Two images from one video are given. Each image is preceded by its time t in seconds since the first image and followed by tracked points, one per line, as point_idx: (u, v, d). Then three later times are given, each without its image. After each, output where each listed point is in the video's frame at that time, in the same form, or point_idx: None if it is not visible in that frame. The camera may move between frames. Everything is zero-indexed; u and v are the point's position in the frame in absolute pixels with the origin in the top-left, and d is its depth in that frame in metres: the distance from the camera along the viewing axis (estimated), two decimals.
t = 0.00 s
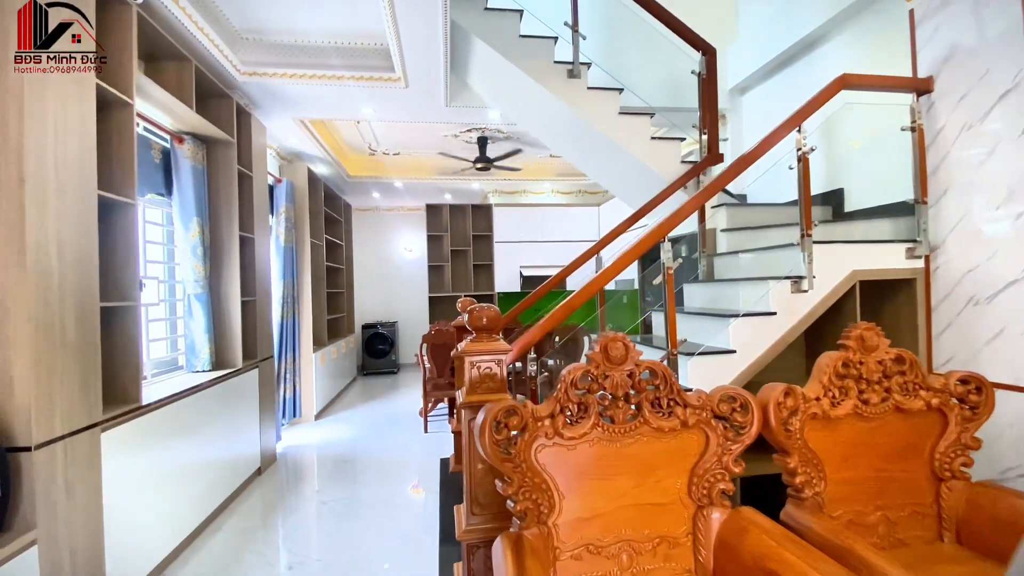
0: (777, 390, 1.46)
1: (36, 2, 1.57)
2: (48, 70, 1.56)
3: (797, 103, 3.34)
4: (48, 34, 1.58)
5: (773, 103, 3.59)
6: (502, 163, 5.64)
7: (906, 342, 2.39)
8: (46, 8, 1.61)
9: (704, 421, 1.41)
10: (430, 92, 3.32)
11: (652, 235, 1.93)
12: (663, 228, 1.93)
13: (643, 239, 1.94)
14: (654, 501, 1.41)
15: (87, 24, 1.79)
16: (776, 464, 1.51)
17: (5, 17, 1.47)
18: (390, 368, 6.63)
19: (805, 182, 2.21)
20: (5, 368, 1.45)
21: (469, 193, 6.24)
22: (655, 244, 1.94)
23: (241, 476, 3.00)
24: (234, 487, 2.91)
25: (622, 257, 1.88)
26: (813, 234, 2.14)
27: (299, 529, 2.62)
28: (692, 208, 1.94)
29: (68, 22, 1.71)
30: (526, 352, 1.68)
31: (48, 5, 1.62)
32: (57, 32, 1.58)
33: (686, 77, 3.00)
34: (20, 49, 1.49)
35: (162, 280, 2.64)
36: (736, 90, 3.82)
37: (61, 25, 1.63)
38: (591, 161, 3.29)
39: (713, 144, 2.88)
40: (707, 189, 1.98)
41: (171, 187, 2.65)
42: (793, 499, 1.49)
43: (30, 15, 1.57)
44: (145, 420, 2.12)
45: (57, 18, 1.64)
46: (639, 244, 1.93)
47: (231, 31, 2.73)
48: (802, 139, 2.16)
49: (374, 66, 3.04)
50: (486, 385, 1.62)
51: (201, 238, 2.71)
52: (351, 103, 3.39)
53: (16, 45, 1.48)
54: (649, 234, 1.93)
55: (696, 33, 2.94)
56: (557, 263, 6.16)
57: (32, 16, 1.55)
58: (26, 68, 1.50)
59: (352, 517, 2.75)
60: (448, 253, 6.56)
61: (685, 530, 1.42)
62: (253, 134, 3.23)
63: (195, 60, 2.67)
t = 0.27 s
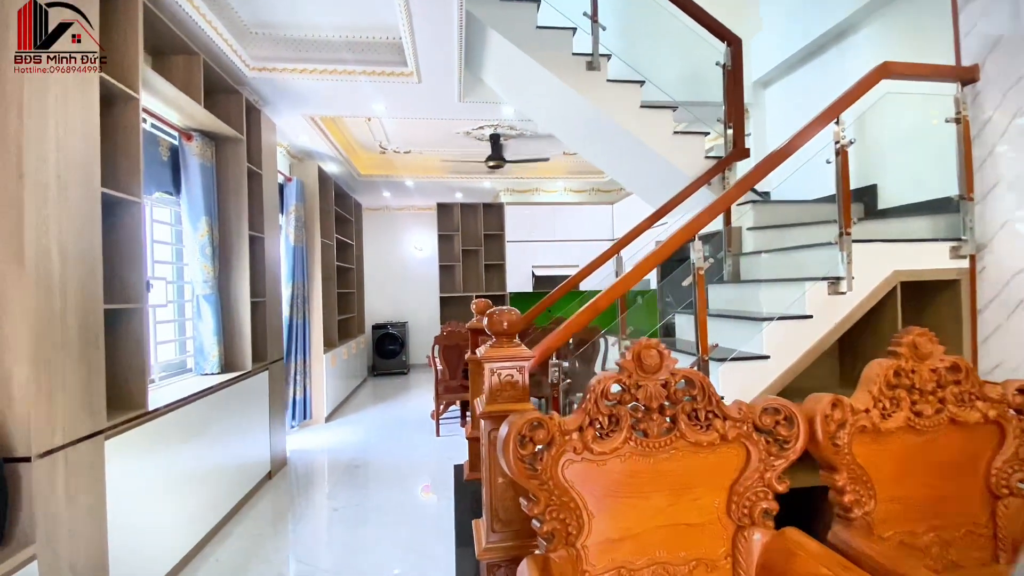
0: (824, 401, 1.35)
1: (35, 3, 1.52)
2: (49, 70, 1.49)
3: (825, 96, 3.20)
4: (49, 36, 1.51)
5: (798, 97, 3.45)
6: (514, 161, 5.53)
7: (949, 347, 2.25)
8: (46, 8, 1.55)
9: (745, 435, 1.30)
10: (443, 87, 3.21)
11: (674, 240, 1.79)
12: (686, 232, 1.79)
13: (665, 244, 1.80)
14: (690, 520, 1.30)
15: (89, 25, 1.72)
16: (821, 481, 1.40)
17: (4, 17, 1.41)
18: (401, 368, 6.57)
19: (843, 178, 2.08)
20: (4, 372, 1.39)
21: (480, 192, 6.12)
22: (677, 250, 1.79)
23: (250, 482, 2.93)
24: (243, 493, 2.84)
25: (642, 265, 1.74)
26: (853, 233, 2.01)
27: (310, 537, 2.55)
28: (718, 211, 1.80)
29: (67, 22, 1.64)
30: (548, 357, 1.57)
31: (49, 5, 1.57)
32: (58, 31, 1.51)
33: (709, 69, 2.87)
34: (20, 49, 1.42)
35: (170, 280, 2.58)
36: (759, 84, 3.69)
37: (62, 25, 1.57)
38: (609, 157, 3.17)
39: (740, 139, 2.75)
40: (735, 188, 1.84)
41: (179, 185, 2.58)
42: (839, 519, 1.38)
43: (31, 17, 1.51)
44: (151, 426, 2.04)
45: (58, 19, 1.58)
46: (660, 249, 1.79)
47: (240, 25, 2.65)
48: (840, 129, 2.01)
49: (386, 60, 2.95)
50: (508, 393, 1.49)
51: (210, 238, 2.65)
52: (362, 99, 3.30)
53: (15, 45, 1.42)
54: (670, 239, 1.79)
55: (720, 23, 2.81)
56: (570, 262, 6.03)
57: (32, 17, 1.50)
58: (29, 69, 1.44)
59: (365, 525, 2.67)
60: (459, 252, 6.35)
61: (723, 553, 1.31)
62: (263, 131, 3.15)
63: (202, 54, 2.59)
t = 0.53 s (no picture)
0: (861, 408, 1.26)
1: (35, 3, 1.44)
2: (48, 70, 1.43)
3: (847, 88, 3.10)
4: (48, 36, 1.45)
5: (817, 91, 3.35)
6: (522, 158, 5.44)
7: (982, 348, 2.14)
8: (45, 8, 1.47)
9: (777, 444, 1.22)
10: (451, 81, 3.13)
11: (684, 247, 1.68)
12: (697, 238, 1.69)
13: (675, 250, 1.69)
14: (719, 535, 1.21)
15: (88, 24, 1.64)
16: (858, 493, 1.31)
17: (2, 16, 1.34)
18: (407, 368, 6.50)
19: (874, 171, 1.97)
20: None
21: (487, 190, 6.01)
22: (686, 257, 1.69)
23: (255, 485, 2.87)
24: (247, 497, 2.78)
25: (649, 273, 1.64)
26: (884, 229, 1.91)
27: (315, 543, 2.47)
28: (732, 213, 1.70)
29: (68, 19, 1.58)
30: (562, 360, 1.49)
31: (48, 5, 1.49)
32: (57, 31, 1.44)
33: (727, 59, 2.77)
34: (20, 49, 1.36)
35: (173, 279, 2.52)
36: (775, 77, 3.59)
37: (63, 25, 1.50)
38: (622, 152, 3.08)
39: (759, 132, 2.65)
40: (753, 186, 1.74)
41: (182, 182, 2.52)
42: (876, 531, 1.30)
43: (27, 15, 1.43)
44: (153, 429, 1.98)
45: (58, 19, 1.51)
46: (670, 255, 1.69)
47: (244, 18, 2.59)
48: (870, 121, 1.95)
49: (393, 54, 2.88)
50: (522, 398, 1.40)
51: (213, 235, 2.58)
52: (368, 94, 3.23)
53: (15, 45, 1.34)
54: (679, 247, 1.68)
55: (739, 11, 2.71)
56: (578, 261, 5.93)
57: (31, 16, 1.43)
58: (28, 69, 1.36)
59: (371, 530, 2.60)
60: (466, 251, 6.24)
61: (753, 570, 1.23)
62: (268, 127, 3.09)
63: (205, 47, 2.53)
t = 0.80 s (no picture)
0: (895, 413, 1.17)
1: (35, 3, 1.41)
2: (48, 70, 1.41)
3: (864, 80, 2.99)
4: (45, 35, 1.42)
5: (833, 83, 3.25)
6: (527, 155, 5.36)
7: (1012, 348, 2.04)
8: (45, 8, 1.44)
9: (805, 453, 1.13)
10: (455, 75, 3.05)
11: (693, 247, 1.58)
12: (706, 239, 1.59)
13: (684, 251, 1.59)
14: (742, 550, 1.13)
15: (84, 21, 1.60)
16: (892, 505, 1.22)
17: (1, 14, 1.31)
18: (411, 368, 6.44)
19: (900, 163, 1.87)
20: None
21: (492, 187, 5.94)
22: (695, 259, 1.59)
23: (255, 488, 2.80)
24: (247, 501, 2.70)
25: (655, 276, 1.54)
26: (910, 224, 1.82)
27: (315, 548, 2.40)
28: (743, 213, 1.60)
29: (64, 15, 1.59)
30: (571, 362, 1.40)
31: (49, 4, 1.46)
32: (58, 31, 1.41)
33: (740, 49, 2.68)
34: (20, 49, 1.34)
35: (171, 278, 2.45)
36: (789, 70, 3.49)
37: (63, 25, 1.46)
38: (631, 146, 2.99)
39: (775, 125, 2.56)
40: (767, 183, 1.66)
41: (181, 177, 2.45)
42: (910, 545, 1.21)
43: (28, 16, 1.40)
44: (147, 432, 1.91)
45: (59, 19, 1.47)
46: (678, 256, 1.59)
47: (243, 9, 2.53)
48: (897, 109, 1.86)
49: (396, 46, 2.79)
50: (530, 402, 1.31)
51: (212, 232, 2.52)
52: (371, 88, 3.15)
53: (15, 45, 1.32)
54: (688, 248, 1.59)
55: None
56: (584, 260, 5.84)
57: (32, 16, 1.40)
58: (27, 69, 1.35)
59: (373, 534, 2.53)
60: (470, 250, 6.17)
61: None
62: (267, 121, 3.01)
63: (202, 38, 2.45)
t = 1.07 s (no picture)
0: (940, 422, 1.06)
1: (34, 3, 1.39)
2: (48, 70, 1.40)
3: (884, 70, 2.88)
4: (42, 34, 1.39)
5: (849, 74, 3.13)
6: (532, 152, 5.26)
7: None
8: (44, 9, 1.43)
9: (840, 466, 1.03)
10: (459, 67, 2.95)
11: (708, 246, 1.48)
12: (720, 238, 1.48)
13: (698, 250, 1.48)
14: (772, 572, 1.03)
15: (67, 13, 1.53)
16: (933, 521, 1.13)
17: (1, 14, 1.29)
18: (415, 368, 6.36)
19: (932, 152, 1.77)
20: None
21: (497, 185, 5.84)
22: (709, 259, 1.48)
23: (254, 492, 2.71)
24: (245, 505, 2.62)
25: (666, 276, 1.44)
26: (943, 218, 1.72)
27: (315, 556, 2.31)
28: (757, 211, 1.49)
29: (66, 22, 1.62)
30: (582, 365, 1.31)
31: (48, 5, 1.45)
32: (58, 30, 1.40)
33: (756, 37, 2.57)
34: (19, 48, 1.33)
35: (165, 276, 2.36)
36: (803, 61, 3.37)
37: (63, 25, 1.44)
38: (640, 140, 2.89)
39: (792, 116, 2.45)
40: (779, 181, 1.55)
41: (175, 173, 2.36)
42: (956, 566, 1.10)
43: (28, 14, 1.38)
44: (138, 436, 1.82)
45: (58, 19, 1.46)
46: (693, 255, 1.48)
47: None
48: (928, 95, 1.75)
49: (397, 36, 2.70)
50: (538, 408, 1.21)
51: (208, 230, 2.43)
52: (372, 81, 3.06)
53: (15, 44, 1.31)
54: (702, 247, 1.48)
55: None
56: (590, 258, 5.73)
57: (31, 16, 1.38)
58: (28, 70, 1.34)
59: (375, 541, 2.44)
60: (474, 248, 6.07)
61: None
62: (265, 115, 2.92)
63: (195, 26, 2.35)
